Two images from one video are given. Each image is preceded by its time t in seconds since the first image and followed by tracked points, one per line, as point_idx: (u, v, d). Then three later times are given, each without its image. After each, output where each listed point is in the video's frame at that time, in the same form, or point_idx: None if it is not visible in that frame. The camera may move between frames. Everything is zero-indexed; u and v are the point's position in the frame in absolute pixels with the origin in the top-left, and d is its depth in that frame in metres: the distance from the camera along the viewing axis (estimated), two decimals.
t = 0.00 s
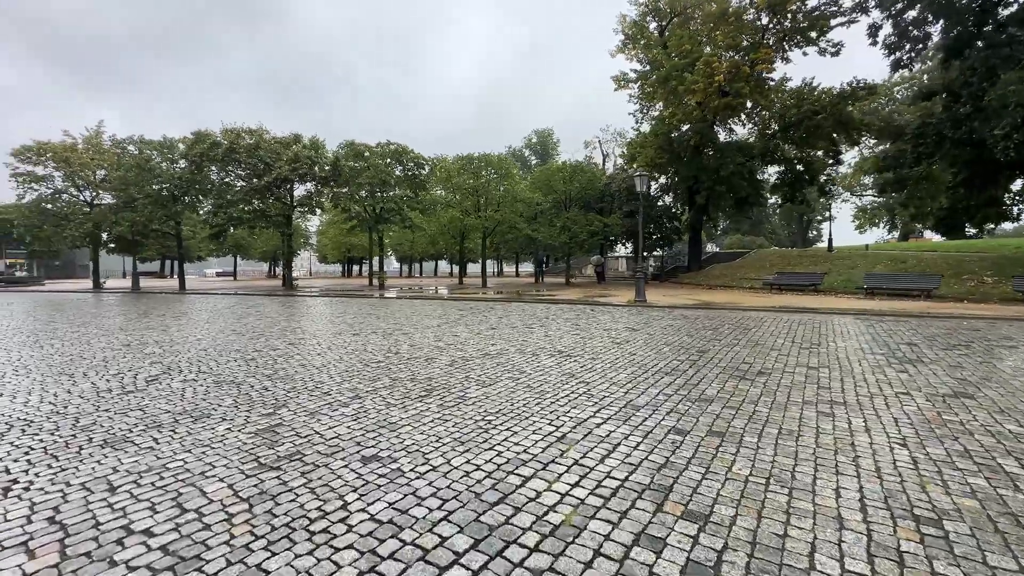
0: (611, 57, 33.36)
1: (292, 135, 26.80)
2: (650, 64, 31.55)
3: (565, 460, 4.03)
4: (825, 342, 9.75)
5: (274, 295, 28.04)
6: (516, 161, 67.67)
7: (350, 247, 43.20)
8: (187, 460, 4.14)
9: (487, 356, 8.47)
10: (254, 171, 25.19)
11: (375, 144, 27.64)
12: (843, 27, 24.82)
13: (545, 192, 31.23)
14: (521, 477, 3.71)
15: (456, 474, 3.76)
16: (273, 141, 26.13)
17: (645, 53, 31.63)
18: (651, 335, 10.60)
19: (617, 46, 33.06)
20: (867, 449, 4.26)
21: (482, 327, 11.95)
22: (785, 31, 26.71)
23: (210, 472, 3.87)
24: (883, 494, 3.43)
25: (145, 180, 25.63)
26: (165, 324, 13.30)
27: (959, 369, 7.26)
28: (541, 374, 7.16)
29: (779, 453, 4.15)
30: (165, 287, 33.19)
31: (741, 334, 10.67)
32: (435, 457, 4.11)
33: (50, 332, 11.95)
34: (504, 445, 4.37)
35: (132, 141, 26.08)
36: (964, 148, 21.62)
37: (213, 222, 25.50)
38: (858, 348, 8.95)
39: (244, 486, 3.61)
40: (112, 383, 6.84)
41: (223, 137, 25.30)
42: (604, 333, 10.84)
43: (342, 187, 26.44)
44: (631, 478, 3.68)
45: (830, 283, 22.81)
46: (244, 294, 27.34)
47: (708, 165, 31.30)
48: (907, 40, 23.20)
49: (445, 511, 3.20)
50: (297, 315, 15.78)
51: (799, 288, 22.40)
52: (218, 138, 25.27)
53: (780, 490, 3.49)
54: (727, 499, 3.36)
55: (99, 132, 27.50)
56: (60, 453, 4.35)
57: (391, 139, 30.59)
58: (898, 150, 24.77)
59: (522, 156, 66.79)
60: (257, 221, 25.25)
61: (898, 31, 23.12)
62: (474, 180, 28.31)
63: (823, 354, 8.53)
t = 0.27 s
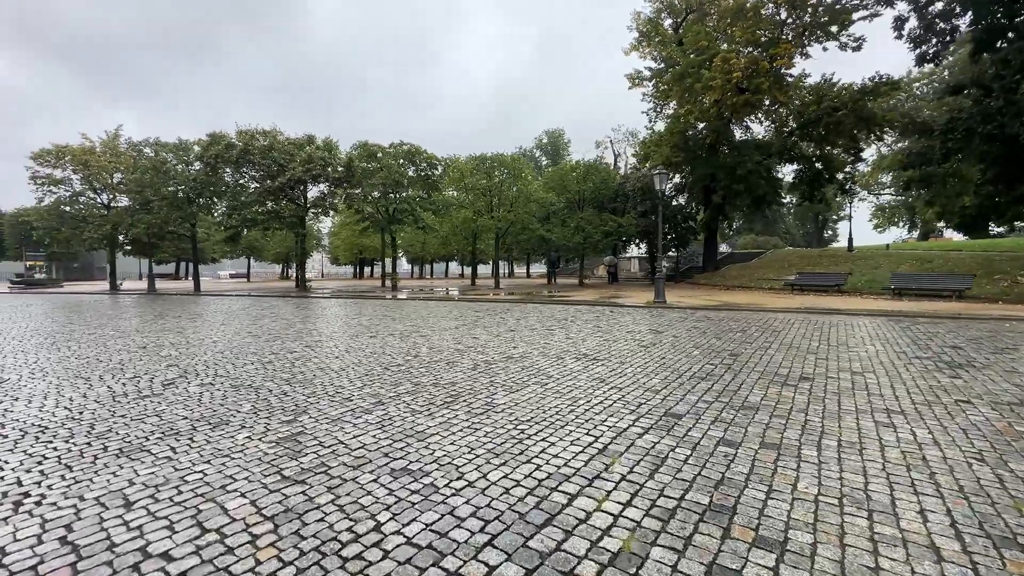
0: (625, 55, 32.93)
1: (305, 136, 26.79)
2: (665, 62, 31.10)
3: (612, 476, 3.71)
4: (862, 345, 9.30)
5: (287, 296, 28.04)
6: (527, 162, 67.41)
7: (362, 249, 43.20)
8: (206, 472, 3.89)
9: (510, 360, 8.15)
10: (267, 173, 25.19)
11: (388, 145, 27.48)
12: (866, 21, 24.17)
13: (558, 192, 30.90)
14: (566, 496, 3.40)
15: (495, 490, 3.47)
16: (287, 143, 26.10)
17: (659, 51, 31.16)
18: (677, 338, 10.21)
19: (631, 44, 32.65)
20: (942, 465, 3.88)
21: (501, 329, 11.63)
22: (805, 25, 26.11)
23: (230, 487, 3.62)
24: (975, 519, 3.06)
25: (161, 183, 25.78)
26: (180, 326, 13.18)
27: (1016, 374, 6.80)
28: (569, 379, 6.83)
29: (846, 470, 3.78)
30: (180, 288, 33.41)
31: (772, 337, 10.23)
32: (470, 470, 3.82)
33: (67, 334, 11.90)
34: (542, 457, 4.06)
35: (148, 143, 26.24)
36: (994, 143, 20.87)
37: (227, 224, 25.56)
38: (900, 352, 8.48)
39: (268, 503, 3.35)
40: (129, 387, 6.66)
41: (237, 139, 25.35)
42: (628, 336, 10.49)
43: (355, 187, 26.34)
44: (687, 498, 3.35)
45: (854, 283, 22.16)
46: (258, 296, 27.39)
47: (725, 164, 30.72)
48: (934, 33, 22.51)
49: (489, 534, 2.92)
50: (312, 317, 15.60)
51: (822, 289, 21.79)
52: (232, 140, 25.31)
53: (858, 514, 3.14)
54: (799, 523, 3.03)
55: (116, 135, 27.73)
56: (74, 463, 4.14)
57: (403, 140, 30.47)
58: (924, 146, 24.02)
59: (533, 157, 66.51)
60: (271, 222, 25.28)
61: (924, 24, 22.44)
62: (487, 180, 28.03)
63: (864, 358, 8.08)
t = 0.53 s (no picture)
0: (639, 53, 32.49)
1: (319, 138, 26.77)
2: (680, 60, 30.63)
3: (662, 501, 3.39)
4: (902, 351, 8.85)
5: (300, 298, 28.05)
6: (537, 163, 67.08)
7: (374, 250, 43.22)
8: (225, 491, 3.65)
9: (533, 366, 7.87)
10: (282, 175, 25.24)
11: (402, 146, 27.35)
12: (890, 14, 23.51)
13: (572, 193, 30.55)
14: (615, 526, 3.09)
15: (538, 517, 3.19)
16: (301, 145, 26.10)
17: (675, 48, 30.68)
18: (703, 343, 9.85)
19: (645, 42, 32.21)
20: None
21: (519, 333, 11.35)
22: (826, 21, 25.50)
23: (252, 509, 3.38)
24: None
25: (177, 185, 25.92)
26: (197, 330, 13.10)
27: None
28: (597, 388, 6.51)
29: (922, 497, 3.43)
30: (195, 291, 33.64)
31: (804, 342, 9.81)
32: (507, 493, 3.54)
33: (83, 337, 11.84)
34: (582, 478, 3.77)
35: (164, 146, 26.42)
36: None
37: (242, 226, 25.66)
38: (945, 360, 8.02)
39: (292, 530, 3.09)
40: (145, 395, 6.48)
41: (252, 141, 25.40)
42: (652, 341, 10.13)
43: (368, 189, 26.27)
44: (750, 529, 3.03)
45: (880, 285, 21.47)
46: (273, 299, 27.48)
47: (742, 163, 30.14)
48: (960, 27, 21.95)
49: (536, 571, 2.64)
50: (326, 320, 15.46)
51: (845, 290, 21.19)
52: (247, 142, 25.36)
53: (949, 551, 2.80)
54: (886, 566, 2.67)
55: (132, 138, 27.98)
56: (86, 480, 3.92)
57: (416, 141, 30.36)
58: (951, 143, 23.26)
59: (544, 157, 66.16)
60: (285, 225, 25.34)
61: (952, 17, 21.81)
62: (500, 181, 27.82)
63: (907, 366, 7.66)
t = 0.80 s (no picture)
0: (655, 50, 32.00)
1: (333, 138, 26.76)
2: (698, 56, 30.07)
3: (723, 525, 3.04)
4: (948, 355, 8.35)
5: (314, 298, 28.04)
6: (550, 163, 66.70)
7: (387, 251, 43.26)
8: (241, 506, 3.38)
9: (558, 370, 7.54)
10: (296, 175, 25.28)
11: (416, 146, 27.22)
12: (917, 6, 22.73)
13: (587, 192, 30.16)
14: (675, 554, 2.75)
15: (585, 542, 2.87)
16: (316, 145, 26.12)
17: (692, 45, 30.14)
18: (733, 345, 9.43)
19: (662, 39, 31.71)
20: None
21: (539, 335, 11.03)
22: (850, 13, 24.78)
23: (271, 527, 3.11)
24: None
25: (194, 186, 26.10)
26: (213, 330, 13.02)
27: None
28: (629, 394, 6.15)
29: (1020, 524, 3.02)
30: (211, 291, 33.88)
31: (840, 345, 9.33)
32: (546, 513, 3.22)
33: (101, 338, 11.82)
34: (627, 496, 3.44)
35: (182, 148, 26.64)
36: None
37: (257, 227, 25.75)
38: (998, 365, 7.52)
39: (315, 552, 2.81)
40: (160, 398, 6.30)
41: (267, 142, 25.48)
42: (679, 343, 9.73)
43: (382, 189, 26.19)
44: (830, 560, 2.66)
45: (909, 286, 20.71)
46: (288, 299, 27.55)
47: (761, 161, 29.47)
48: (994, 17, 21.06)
49: None
50: (342, 321, 15.32)
51: (873, 292, 20.49)
52: (262, 143, 25.44)
53: None
54: None
55: (151, 141, 28.29)
56: (96, 491, 3.69)
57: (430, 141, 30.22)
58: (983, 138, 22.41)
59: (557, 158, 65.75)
60: (300, 226, 25.37)
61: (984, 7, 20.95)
62: (514, 180, 27.56)
63: (958, 371, 7.19)
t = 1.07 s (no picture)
0: (675, 49, 31.44)
1: (350, 141, 26.74)
2: (718, 54, 29.44)
3: (806, 569, 2.66)
4: (1007, 365, 7.79)
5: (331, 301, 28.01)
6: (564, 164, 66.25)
7: (402, 253, 43.29)
8: (264, 535, 3.10)
9: (588, 379, 7.19)
10: (314, 178, 25.33)
11: (432, 148, 27.10)
12: None
13: (605, 193, 29.71)
14: None
15: None
16: (333, 148, 26.15)
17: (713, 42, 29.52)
18: (770, 353, 8.96)
19: (681, 37, 31.15)
20: None
21: (562, 341, 10.67)
22: (879, 7, 23.96)
23: (297, 561, 2.82)
24: None
25: (213, 189, 26.30)
26: (232, 334, 12.95)
27: None
28: (668, 407, 5.76)
29: None
30: (230, 294, 34.20)
31: (885, 353, 8.81)
32: (600, 550, 2.88)
33: (121, 342, 11.80)
34: (687, 529, 3.08)
35: (202, 152, 26.91)
36: None
37: (275, 230, 25.85)
38: None
39: None
40: (179, 407, 6.11)
41: (285, 145, 25.58)
42: (711, 350, 9.29)
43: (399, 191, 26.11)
44: None
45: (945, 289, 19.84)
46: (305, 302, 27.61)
47: (785, 160, 28.70)
48: None
49: None
50: (360, 324, 15.17)
51: (906, 295, 19.68)
52: (281, 146, 25.55)
53: None
54: None
55: (172, 145, 28.65)
56: (111, 512, 3.45)
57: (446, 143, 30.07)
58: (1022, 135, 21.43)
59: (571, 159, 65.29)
60: (317, 228, 25.39)
61: None
62: (531, 182, 27.27)
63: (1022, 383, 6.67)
